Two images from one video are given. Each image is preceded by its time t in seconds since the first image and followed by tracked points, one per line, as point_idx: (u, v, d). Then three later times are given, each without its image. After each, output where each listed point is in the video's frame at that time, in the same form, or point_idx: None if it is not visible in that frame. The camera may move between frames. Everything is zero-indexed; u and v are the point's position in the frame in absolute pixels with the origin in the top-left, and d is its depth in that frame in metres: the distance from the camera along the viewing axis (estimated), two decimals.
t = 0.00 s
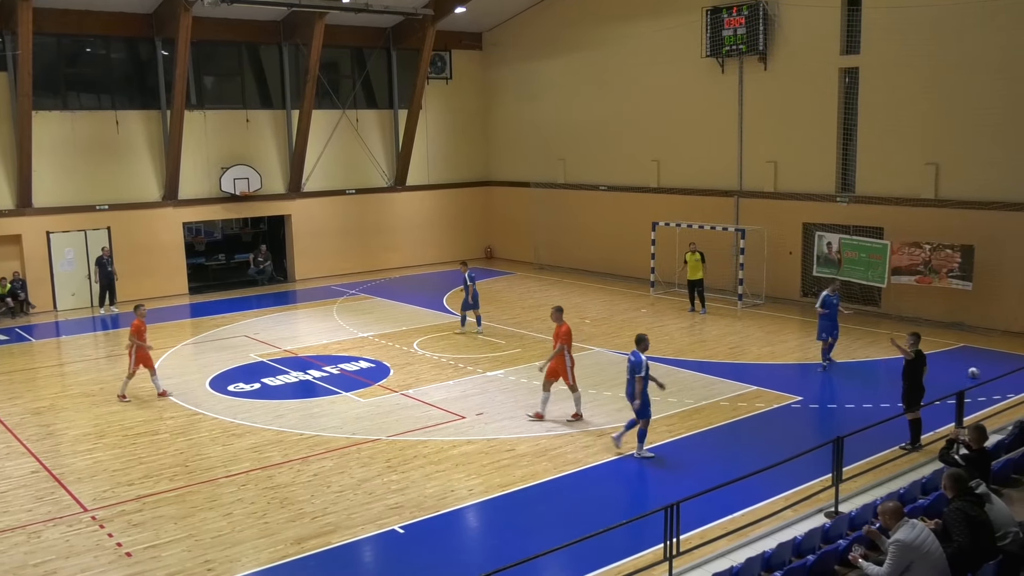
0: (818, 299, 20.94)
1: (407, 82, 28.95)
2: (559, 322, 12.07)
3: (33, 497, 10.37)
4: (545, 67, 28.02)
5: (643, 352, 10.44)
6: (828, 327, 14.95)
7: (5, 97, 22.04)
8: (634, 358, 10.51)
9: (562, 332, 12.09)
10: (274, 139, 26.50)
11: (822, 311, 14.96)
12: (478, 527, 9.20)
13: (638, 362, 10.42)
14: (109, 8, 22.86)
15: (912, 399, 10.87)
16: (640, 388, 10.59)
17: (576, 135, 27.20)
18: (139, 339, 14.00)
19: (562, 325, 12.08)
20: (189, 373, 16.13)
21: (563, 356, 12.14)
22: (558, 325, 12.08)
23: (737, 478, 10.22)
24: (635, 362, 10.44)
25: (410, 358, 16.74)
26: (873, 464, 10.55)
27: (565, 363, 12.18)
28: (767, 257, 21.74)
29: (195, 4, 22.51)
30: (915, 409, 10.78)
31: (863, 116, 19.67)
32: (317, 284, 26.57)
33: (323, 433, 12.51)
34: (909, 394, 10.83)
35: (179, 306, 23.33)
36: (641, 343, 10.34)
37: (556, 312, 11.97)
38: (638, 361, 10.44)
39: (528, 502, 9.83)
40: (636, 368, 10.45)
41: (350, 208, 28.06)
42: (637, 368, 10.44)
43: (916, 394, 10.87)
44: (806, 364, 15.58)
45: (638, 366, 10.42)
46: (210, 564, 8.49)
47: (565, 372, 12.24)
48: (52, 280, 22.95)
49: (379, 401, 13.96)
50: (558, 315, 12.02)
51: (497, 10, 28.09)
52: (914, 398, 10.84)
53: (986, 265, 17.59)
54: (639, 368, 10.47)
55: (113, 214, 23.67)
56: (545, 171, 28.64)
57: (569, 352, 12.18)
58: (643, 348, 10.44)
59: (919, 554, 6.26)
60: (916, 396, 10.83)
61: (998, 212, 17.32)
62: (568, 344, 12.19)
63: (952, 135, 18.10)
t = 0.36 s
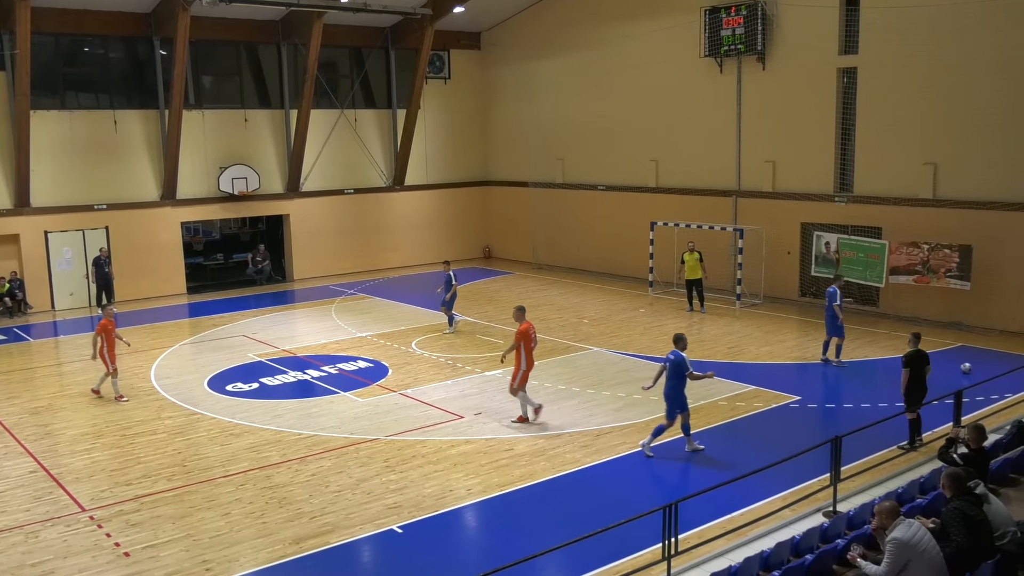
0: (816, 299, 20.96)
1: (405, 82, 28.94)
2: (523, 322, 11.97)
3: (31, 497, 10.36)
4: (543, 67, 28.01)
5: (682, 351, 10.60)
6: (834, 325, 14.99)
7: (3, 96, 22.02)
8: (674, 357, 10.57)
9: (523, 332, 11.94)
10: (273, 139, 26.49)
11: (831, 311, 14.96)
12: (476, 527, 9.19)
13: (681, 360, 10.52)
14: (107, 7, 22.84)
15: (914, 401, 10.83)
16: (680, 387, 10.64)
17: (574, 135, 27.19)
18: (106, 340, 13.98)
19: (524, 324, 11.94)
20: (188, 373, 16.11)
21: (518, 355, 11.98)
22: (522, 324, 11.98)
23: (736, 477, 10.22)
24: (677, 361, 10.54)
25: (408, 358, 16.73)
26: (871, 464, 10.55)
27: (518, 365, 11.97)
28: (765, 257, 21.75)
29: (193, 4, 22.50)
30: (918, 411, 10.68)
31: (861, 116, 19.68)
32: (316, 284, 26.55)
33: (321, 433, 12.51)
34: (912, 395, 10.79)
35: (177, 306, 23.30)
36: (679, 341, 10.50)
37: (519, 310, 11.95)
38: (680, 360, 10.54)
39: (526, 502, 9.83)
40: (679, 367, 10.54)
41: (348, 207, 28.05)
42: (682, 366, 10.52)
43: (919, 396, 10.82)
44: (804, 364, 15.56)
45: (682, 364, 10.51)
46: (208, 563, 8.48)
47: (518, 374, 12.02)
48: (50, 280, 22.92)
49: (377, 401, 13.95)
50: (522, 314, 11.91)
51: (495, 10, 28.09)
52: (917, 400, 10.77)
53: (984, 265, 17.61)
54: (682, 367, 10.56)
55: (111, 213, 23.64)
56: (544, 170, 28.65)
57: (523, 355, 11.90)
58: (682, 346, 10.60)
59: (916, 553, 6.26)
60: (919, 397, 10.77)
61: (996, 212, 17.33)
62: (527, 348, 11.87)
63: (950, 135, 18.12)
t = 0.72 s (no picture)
0: (811, 299, 21.02)
1: (401, 82, 28.91)
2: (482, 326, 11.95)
3: (25, 497, 10.34)
4: (539, 67, 28.02)
5: (713, 347, 10.55)
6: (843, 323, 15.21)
7: None
8: (704, 354, 10.56)
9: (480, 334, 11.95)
10: (268, 139, 26.45)
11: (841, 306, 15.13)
12: (472, 527, 9.19)
13: (709, 357, 10.49)
14: (101, 6, 22.77)
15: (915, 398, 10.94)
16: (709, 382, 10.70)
17: (570, 135, 27.21)
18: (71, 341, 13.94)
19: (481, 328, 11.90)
20: (183, 373, 16.09)
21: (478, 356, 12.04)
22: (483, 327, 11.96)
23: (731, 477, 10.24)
24: (705, 357, 10.54)
25: (404, 358, 16.72)
26: (865, 464, 10.56)
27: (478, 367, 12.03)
28: (760, 257, 21.79)
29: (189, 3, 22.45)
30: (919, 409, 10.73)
31: (856, 117, 19.72)
32: (311, 284, 26.53)
33: (317, 433, 12.49)
34: (914, 392, 10.88)
35: (172, 306, 23.26)
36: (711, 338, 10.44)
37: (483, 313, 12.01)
38: (710, 357, 10.51)
39: (521, 502, 9.83)
40: (707, 363, 10.55)
41: (344, 207, 28.03)
42: (711, 364, 10.49)
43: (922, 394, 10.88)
44: (800, 364, 15.58)
45: (707, 362, 10.50)
46: (203, 564, 8.47)
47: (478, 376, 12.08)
48: (45, 280, 22.85)
49: (372, 401, 13.94)
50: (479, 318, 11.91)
51: (491, 10, 28.09)
52: (921, 398, 10.80)
53: (978, 265, 17.67)
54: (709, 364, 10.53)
55: (106, 213, 23.59)
56: (539, 170, 28.64)
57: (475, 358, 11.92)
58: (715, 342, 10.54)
59: (911, 553, 6.27)
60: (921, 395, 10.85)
61: (992, 212, 17.37)
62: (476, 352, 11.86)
63: (945, 136, 18.16)
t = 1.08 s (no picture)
0: (809, 299, 21.06)
1: (398, 82, 28.90)
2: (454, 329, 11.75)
3: (22, 498, 10.32)
4: (536, 68, 28.03)
5: (748, 345, 10.70)
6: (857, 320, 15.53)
7: None
8: (738, 353, 10.69)
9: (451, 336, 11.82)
10: (266, 139, 26.45)
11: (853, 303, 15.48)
12: (469, 527, 9.19)
13: (745, 356, 10.63)
14: (97, 7, 22.72)
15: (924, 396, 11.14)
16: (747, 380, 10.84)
17: (567, 135, 27.22)
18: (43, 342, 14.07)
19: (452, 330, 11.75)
20: (180, 373, 16.07)
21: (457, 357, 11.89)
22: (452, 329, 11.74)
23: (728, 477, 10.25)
24: (740, 356, 10.68)
25: (401, 359, 16.71)
26: (863, 464, 10.58)
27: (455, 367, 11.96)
28: (758, 257, 21.81)
29: (186, 4, 22.43)
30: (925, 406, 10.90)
31: (853, 117, 19.75)
32: (309, 284, 26.54)
33: (314, 434, 12.48)
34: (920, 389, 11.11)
35: (169, 307, 23.24)
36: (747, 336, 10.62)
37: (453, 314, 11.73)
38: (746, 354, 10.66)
39: (520, 502, 9.83)
40: (743, 362, 10.69)
41: (341, 208, 28.03)
42: (749, 362, 10.65)
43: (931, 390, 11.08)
44: (797, 364, 15.60)
45: (745, 360, 10.65)
46: (201, 564, 8.46)
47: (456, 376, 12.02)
48: (42, 280, 22.82)
49: (370, 402, 13.94)
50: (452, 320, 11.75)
51: (488, 11, 28.10)
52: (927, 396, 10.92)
53: (974, 265, 17.71)
54: (746, 362, 10.68)
55: (103, 214, 23.56)
56: (537, 171, 28.64)
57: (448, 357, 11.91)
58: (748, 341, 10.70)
59: (909, 553, 6.28)
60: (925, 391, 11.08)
61: (988, 212, 17.41)
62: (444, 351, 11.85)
63: (941, 136, 18.20)
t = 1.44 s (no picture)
0: (808, 300, 21.07)
1: (398, 83, 28.90)
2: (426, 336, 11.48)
3: (22, 499, 10.32)
4: (535, 68, 28.03)
5: (785, 345, 10.80)
6: (875, 320, 15.80)
7: None
8: (775, 352, 10.75)
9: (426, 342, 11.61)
10: (265, 140, 26.45)
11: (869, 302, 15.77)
12: (469, 528, 9.19)
13: (782, 355, 10.70)
14: (97, 7, 22.72)
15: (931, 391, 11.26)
16: (783, 380, 10.85)
17: (567, 135, 27.23)
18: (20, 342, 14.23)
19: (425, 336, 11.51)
20: (180, 373, 16.08)
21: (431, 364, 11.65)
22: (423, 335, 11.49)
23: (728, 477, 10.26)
24: (778, 355, 10.74)
25: (401, 359, 16.70)
26: (863, 464, 10.59)
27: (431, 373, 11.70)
28: (757, 257, 21.82)
29: (186, 4, 22.45)
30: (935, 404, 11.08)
31: (852, 118, 19.76)
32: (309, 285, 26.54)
33: (314, 434, 12.48)
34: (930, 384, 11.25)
35: (167, 307, 23.24)
36: (783, 335, 10.71)
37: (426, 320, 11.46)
38: (783, 353, 10.74)
39: (519, 503, 9.84)
40: (781, 361, 10.74)
41: (341, 208, 28.03)
42: (786, 360, 10.71)
43: (939, 385, 11.19)
44: (797, 365, 15.60)
45: (782, 359, 10.70)
46: (201, 565, 8.46)
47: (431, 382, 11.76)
48: (42, 280, 22.81)
49: (370, 402, 13.94)
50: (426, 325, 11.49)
51: (488, 11, 28.10)
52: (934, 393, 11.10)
53: (973, 266, 17.71)
54: (784, 361, 10.73)
55: (103, 214, 23.55)
56: (537, 171, 28.63)
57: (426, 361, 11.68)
58: (784, 340, 10.81)
59: (908, 553, 6.28)
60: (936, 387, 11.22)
61: (987, 213, 17.41)
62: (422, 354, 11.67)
63: (941, 136, 18.19)
